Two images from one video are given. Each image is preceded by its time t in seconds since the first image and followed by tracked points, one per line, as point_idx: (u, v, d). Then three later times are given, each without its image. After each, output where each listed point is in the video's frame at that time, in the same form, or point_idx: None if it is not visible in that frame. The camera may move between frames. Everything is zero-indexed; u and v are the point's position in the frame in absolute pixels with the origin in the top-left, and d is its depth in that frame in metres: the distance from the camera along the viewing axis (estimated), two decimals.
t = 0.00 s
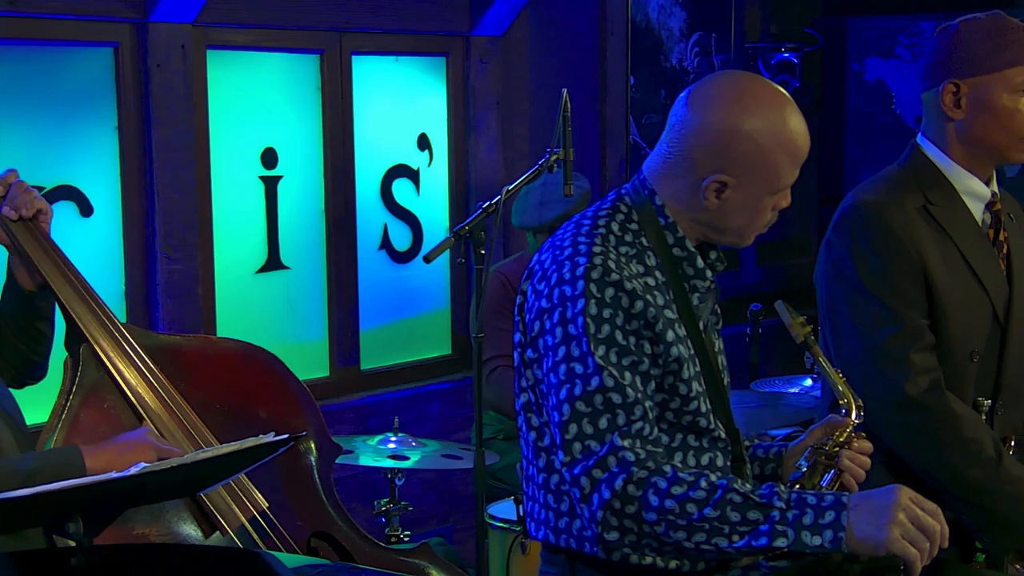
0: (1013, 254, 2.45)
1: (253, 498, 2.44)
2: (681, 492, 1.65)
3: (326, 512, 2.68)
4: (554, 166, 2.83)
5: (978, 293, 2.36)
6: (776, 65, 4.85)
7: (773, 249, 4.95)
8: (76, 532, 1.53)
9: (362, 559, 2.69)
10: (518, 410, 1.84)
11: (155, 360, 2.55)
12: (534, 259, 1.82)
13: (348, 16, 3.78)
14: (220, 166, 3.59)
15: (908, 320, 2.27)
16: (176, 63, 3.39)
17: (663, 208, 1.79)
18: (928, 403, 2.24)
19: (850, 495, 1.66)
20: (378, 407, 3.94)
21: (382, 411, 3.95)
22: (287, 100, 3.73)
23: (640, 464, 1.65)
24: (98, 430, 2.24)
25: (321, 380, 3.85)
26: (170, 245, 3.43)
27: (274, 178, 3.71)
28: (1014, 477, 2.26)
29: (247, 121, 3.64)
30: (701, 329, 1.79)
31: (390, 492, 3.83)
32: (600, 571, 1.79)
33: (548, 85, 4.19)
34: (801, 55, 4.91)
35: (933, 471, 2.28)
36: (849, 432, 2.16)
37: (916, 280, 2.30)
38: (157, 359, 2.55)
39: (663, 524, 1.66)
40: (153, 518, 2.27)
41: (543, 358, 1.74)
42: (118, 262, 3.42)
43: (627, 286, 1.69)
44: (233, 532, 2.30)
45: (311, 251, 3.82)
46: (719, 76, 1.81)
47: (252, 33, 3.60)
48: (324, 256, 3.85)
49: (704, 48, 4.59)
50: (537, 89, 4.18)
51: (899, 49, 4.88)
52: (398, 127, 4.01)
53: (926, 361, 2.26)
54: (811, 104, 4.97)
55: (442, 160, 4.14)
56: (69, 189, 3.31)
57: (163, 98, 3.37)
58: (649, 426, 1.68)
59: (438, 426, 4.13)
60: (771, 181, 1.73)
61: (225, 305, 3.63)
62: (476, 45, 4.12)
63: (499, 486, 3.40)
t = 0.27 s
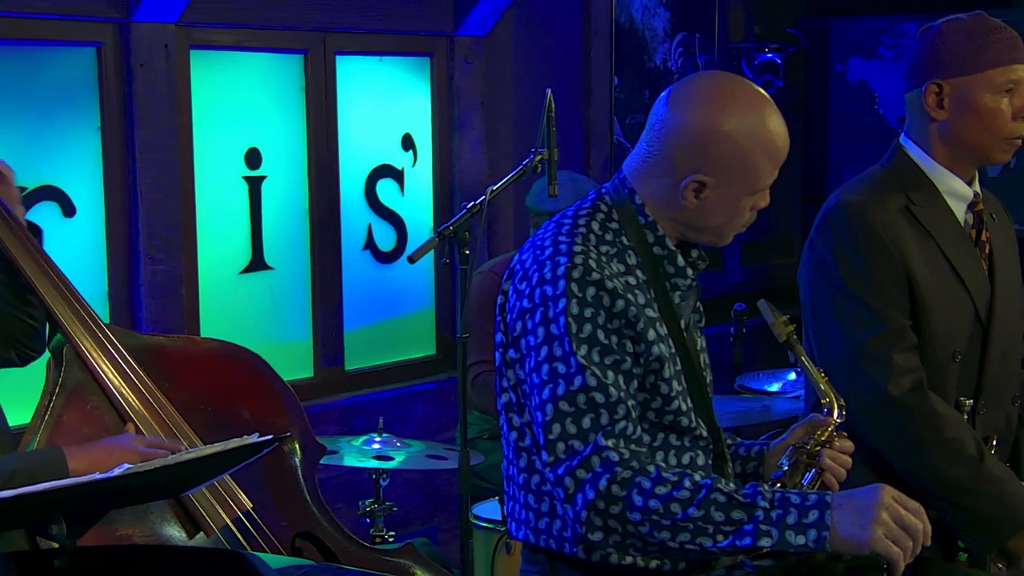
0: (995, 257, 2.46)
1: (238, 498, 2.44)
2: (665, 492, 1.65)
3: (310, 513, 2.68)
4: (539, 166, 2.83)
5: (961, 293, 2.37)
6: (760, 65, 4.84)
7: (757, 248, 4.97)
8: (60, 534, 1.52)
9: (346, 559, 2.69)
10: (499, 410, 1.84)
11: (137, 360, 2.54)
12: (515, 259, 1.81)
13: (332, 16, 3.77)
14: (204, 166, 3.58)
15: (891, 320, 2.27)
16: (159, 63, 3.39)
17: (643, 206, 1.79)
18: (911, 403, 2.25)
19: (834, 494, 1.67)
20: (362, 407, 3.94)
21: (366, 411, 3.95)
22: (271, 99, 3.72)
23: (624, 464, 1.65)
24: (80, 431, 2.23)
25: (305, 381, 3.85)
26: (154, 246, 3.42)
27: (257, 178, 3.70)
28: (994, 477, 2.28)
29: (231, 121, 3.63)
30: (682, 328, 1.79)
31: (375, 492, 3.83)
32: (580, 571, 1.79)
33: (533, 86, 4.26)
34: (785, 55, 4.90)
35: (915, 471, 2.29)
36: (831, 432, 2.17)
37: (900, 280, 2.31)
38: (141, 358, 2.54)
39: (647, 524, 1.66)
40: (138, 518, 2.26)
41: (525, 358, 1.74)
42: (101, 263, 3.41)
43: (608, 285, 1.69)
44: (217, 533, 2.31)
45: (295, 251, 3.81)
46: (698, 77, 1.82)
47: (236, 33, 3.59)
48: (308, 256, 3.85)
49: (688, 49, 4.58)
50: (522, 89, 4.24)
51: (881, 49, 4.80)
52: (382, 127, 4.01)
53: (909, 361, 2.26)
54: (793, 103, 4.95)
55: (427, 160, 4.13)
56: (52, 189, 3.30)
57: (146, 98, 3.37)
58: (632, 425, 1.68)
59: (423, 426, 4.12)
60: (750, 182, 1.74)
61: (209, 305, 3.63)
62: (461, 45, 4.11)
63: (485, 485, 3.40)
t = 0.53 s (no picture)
0: (977, 257, 2.47)
1: (221, 500, 2.43)
2: (650, 492, 1.65)
3: (293, 514, 2.68)
4: (523, 166, 2.83)
5: (944, 292, 2.37)
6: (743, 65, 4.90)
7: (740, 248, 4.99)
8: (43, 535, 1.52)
9: (330, 560, 2.69)
10: (482, 410, 1.84)
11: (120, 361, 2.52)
12: (498, 260, 1.82)
13: (315, 16, 3.77)
14: (187, 166, 3.57)
15: (876, 320, 2.28)
16: (142, 63, 3.38)
17: (625, 206, 1.79)
18: (895, 402, 2.25)
19: (818, 494, 1.68)
20: (346, 408, 3.94)
21: (350, 412, 3.94)
22: (254, 99, 3.71)
23: (609, 464, 1.65)
24: (64, 432, 2.21)
25: (289, 382, 3.84)
26: (137, 246, 3.41)
27: (241, 178, 3.69)
28: (978, 476, 2.29)
29: (215, 121, 3.62)
30: (666, 328, 1.79)
31: (359, 493, 3.82)
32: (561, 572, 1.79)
33: (516, 86, 4.25)
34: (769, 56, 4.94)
35: (899, 471, 2.29)
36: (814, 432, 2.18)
37: (884, 280, 2.31)
38: (124, 359, 2.53)
39: (632, 525, 1.66)
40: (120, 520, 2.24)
41: (509, 359, 1.74)
42: (84, 263, 3.40)
43: (592, 285, 1.69)
44: (201, 535, 2.30)
45: (279, 252, 3.80)
46: (677, 72, 1.82)
47: (219, 33, 3.58)
48: (293, 256, 3.84)
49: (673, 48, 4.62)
50: (505, 89, 4.22)
51: (864, 50, 4.83)
52: (366, 127, 4.00)
53: (893, 361, 2.27)
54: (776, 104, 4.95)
55: (411, 160, 4.13)
56: (34, 190, 3.28)
57: (129, 98, 3.36)
58: (616, 425, 1.69)
59: (407, 426, 4.12)
60: (730, 176, 1.75)
61: (193, 306, 3.62)
62: (444, 45, 4.12)
63: (470, 486, 3.40)
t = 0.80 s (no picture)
0: (961, 257, 2.47)
1: (203, 503, 2.42)
2: (635, 492, 1.65)
3: (277, 515, 2.67)
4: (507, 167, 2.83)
5: (929, 292, 2.38)
6: (727, 66, 4.95)
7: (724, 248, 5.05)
8: (25, 537, 1.48)
9: (314, 561, 2.69)
10: (467, 411, 1.84)
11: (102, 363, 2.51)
12: (482, 260, 1.82)
13: (299, 16, 3.76)
14: (171, 166, 3.55)
15: (861, 320, 2.28)
16: (125, 63, 3.37)
17: (610, 206, 1.79)
18: (880, 402, 2.26)
19: (802, 493, 1.68)
20: (331, 409, 3.93)
21: (335, 413, 3.94)
22: (238, 100, 3.71)
23: (594, 464, 1.65)
24: (45, 435, 2.20)
25: (274, 383, 3.83)
26: (120, 247, 3.41)
27: (225, 178, 3.68)
28: (962, 476, 2.30)
29: (199, 122, 3.61)
30: (651, 329, 1.79)
31: (344, 494, 3.82)
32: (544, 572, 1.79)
33: (499, 84, 4.23)
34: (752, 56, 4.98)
35: (883, 470, 2.30)
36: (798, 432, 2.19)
37: (870, 280, 2.31)
38: (106, 362, 2.51)
39: (617, 525, 1.66)
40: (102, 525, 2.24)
41: (494, 360, 1.74)
42: (67, 264, 3.38)
43: (576, 286, 1.69)
44: (183, 538, 2.28)
45: (264, 252, 3.80)
46: (651, 68, 1.83)
47: (203, 33, 3.57)
48: (276, 257, 3.83)
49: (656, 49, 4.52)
50: (489, 90, 4.21)
51: (846, 50, 4.79)
52: (351, 127, 4.00)
53: (877, 361, 2.27)
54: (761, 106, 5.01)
55: (395, 161, 4.13)
56: (17, 190, 3.27)
57: (112, 98, 3.35)
58: (601, 425, 1.69)
59: (392, 427, 4.11)
60: (714, 169, 1.75)
61: (177, 307, 3.60)
62: (429, 45, 4.12)
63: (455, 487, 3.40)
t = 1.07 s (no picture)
0: (944, 256, 2.48)
1: (187, 506, 2.42)
2: (619, 493, 1.65)
3: (261, 515, 2.67)
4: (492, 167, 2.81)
5: (911, 292, 2.38)
6: (710, 66, 4.94)
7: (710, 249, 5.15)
8: (6, 538, 1.46)
9: (299, 563, 2.68)
10: (451, 413, 1.84)
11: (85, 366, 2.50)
12: (467, 262, 1.82)
13: (282, 16, 3.76)
14: (154, 167, 3.54)
15: (843, 320, 2.29)
16: (108, 63, 3.36)
17: (594, 208, 1.79)
18: (862, 402, 2.27)
19: (786, 492, 1.68)
20: (315, 410, 3.92)
21: (320, 413, 3.93)
22: (221, 100, 3.69)
23: (578, 466, 1.65)
24: (28, 440, 2.18)
25: (257, 384, 3.83)
26: (103, 248, 3.39)
27: (208, 179, 3.67)
28: (945, 475, 2.31)
29: (182, 122, 3.60)
30: (634, 330, 1.79)
31: (328, 494, 3.81)
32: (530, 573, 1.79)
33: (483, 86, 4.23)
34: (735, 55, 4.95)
35: (867, 470, 2.30)
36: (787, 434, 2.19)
37: (853, 281, 2.32)
38: (88, 364, 2.50)
39: (601, 526, 1.66)
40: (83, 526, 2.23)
41: (478, 362, 1.73)
42: (49, 265, 3.37)
43: (560, 287, 1.69)
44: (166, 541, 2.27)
45: (248, 253, 3.79)
46: (637, 71, 1.83)
47: (186, 33, 3.57)
48: (260, 258, 3.82)
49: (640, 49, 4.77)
50: (474, 91, 4.20)
51: (830, 51, 4.84)
52: (335, 127, 3.99)
53: (860, 361, 2.28)
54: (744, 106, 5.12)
55: (379, 161, 4.12)
56: None
57: (95, 99, 3.34)
58: (585, 427, 1.68)
59: (377, 427, 4.11)
60: (699, 172, 1.76)
61: (160, 308, 3.59)
62: (412, 45, 4.11)
63: (439, 488, 3.39)
